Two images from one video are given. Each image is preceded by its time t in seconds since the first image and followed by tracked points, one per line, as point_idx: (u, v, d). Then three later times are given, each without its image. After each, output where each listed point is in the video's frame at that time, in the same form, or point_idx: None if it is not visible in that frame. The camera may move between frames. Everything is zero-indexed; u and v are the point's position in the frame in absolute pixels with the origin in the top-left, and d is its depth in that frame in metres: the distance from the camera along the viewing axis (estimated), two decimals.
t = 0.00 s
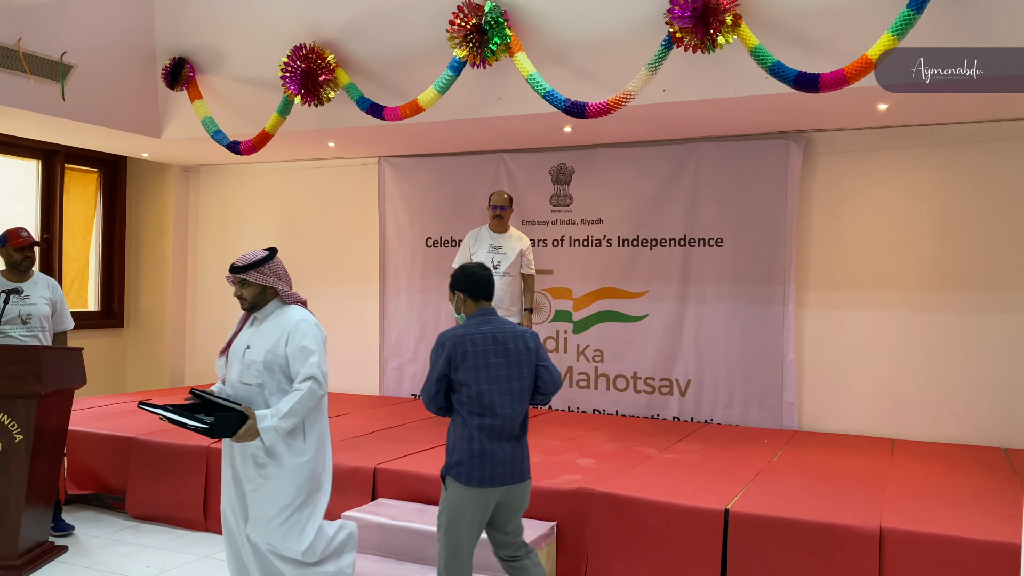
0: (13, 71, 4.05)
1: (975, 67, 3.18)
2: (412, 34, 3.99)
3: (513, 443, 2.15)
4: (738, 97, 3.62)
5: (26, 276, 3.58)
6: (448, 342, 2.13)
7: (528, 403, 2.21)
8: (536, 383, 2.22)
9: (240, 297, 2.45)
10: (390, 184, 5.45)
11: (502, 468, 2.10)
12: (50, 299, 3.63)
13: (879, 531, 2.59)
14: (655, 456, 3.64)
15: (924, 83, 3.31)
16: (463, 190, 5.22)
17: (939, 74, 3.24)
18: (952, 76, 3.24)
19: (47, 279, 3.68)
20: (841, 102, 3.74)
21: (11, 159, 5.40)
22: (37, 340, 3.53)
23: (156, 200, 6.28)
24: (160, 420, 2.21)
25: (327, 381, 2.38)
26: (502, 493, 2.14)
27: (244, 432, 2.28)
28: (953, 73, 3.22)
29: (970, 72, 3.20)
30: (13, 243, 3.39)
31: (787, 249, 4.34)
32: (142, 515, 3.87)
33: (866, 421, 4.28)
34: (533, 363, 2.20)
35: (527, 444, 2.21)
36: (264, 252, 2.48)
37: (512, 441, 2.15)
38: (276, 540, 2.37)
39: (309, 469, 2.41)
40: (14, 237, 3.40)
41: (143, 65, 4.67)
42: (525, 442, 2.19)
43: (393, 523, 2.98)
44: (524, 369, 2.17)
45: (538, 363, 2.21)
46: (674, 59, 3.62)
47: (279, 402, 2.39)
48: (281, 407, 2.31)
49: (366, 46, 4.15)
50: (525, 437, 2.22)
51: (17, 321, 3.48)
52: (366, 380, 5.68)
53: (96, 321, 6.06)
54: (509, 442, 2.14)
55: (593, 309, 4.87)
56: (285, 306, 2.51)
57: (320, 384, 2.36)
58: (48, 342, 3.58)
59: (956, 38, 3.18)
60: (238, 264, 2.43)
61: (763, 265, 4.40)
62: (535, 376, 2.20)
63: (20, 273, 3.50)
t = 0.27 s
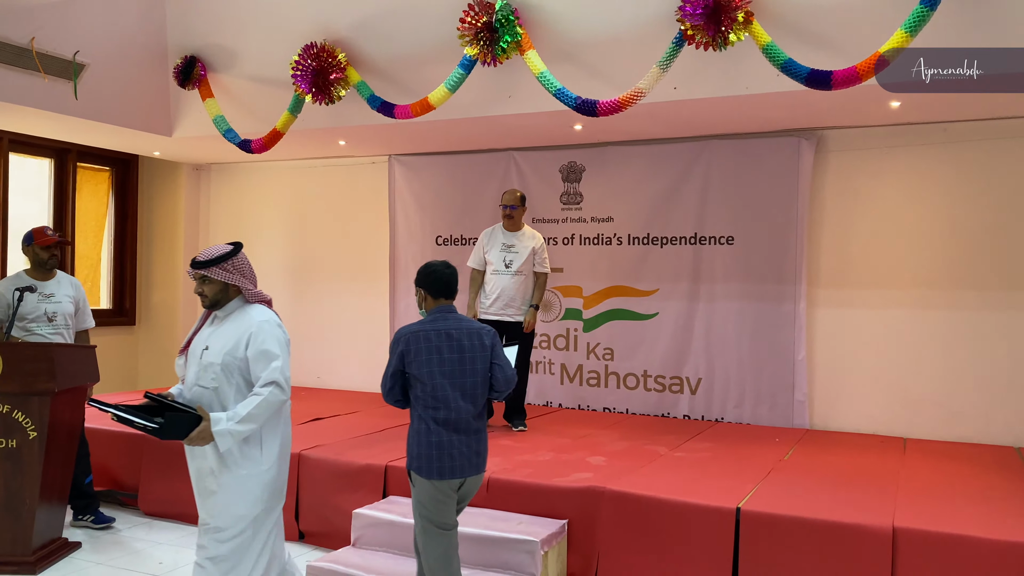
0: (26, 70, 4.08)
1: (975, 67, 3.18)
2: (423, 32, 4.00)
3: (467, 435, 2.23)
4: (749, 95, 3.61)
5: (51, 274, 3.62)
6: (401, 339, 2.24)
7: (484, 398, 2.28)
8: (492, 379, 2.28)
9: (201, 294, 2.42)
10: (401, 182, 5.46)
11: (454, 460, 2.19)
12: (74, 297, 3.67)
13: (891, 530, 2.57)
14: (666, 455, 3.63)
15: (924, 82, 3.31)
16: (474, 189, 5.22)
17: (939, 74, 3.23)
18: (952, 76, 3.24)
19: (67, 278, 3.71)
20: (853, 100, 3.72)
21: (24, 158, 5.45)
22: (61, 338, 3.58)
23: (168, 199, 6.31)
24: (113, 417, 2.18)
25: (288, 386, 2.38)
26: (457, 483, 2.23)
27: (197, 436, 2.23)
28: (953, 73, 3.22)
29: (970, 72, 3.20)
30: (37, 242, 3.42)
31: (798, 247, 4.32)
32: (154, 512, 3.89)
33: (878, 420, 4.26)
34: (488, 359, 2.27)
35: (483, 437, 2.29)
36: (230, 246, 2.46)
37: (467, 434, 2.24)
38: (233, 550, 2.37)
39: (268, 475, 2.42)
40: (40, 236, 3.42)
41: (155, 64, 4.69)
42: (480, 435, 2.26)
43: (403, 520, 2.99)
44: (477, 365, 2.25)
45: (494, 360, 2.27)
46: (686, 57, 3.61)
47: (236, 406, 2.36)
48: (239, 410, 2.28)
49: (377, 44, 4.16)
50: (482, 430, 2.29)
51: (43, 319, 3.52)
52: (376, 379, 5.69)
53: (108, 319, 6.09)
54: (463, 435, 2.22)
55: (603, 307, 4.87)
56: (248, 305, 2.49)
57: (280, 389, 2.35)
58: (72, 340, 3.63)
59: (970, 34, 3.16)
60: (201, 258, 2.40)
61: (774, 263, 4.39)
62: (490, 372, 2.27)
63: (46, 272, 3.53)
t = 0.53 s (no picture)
0: (36, 68, 4.07)
1: (975, 67, 3.19)
2: (434, 29, 3.99)
3: (417, 433, 2.25)
4: (762, 92, 3.58)
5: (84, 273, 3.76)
6: (365, 332, 2.29)
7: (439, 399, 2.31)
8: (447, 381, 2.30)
9: (144, 290, 2.20)
10: (409, 180, 5.44)
11: (400, 454, 2.21)
12: (108, 294, 3.82)
13: (908, 531, 2.55)
14: (677, 454, 3.62)
15: (924, 83, 3.36)
16: (482, 186, 5.21)
17: (938, 74, 3.27)
18: (952, 76, 3.27)
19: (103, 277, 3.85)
20: (866, 97, 3.70)
21: (32, 156, 5.45)
22: (101, 336, 3.71)
23: (176, 196, 6.31)
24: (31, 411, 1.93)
25: (231, 394, 2.10)
26: (406, 478, 2.25)
27: (123, 437, 1.96)
28: (953, 73, 3.25)
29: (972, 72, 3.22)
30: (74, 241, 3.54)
31: (810, 245, 4.30)
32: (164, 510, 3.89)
33: (889, 418, 4.24)
34: (446, 361, 2.29)
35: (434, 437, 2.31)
36: (176, 239, 2.25)
37: (418, 432, 2.26)
38: (170, 575, 2.09)
39: (212, 491, 2.14)
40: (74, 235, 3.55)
41: (163, 61, 4.69)
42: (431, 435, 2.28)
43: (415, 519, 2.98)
44: (433, 365, 2.27)
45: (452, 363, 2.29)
46: (697, 53, 3.59)
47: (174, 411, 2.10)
48: (171, 413, 2.01)
49: (387, 41, 4.15)
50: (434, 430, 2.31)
51: (84, 317, 3.66)
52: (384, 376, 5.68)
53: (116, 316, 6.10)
54: (412, 432, 2.24)
55: (612, 305, 4.85)
56: (195, 304, 2.24)
57: (222, 396, 2.08)
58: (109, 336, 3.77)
59: (986, 30, 3.13)
60: (144, 252, 2.19)
61: (785, 261, 4.36)
62: (446, 374, 2.29)
63: (81, 271, 3.66)
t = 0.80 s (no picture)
0: (42, 64, 4.06)
1: (975, 67, 3.22)
2: (441, 26, 3.98)
3: (375, 424, 2.29)
4: (772, 88, 3.55)
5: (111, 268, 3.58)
6: (330, 323, 2.35)
7: (400, 391, 2.33)
8: (409, 373, 2.32)
9: (65, 289, 1.94)
10: (415, 177, 5.43)
11: (353, 442, 2.26)
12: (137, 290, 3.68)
13: (921, 530, 2.54)
14: (686, 452, 3.60)
15: (925, 83, 3.38)
16: (489, 183, 5.19)
17: (938, 74, 3.30)
18: (952, 76, 3.30)
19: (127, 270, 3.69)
20: (876, 93, 3.68)
21: (37, 153, 5.45)
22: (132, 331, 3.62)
23: (180, 193, 6.30)
24: None
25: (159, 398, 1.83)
26: (358, 467, 2.29)
27: (34, 447, 1.71)
28: (953, 73, 3.27)
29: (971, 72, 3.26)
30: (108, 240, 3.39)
31: (818, 242, 4.28)
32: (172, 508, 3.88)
33: (898, 416, 4.23)
34: (406, 354, 2.31)
35: (395, 428, 2.34)
36: (102, 231, 1.99)
37: (374, 423, 2.29)
38: None
39: (151, 503, 1.87)
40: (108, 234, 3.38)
41: (169, 58, 4.67)
42: (390, 426, 2.31)
43: (425, 517, 2.98)
44: (393, 357, 2.29)
45: (413, 357, 2.31)
46: (707, 49, 3.57)
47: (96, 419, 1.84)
48: (88, 420, 1.76)
49: (394, 38, 4.14)
50: (396, 422, 2.34)
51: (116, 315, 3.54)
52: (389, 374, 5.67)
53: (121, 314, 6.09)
54: (370, 423, 2.28)
55: (619, 303, 4.84)
56: (121, 301, 1.97)
57: (148, 400, 1.81)
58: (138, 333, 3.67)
59: (998, 26, 3.11)
60: (64, 247, 1.95)
61: (793, 258, 4.35)
62: (406, 369, 2.31)
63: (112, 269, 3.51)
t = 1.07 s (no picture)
0: (43, 60, 4.05)
1: (974, 67, 3.23)
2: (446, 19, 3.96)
3: (331, 410, 2.56)
4: (777, 84, 3.55)
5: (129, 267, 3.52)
6: (288, 319, 2.65)
7: (354, 378, 2.59)
8: (359, 362, 2.57)
9: None
10: (417, 173, 5.42)
11: (309, 427, 2.55)
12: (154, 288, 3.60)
13: (927, 526, 2.53)
14: (690, 448, 3.60)
15: (925, 83, 3.41)
16: (491, 179, 5.18)
17: (939, 74, 3.32)
18: (952, 76, 3.32)
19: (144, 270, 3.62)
20: (881, 89, 3.67)
21: (38, 149, 5.44)
22: (150, 330, 3.52)
23: (181, 189, 6.29)
24: None
25: (67, 392, 1.76)
26: (316, 449, 2.57)
27: None
28: (953, 73, 3.29)
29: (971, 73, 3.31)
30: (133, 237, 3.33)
31: (822, 238, 4.27)
32: (174, 504, 3.88)
33: (900, 412, 4.23)
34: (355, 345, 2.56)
35: (354, 411, 2.60)
36: None
37: (327, 409, 2.56)
38: None
39: (43, 506, 1.77)
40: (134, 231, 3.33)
41: (171, 52, 4.66)
42: (345, 411, 2.57)
43: (430, 513, 2.97)
44: (342, 348, 2.55)
45: (363, 346, 2.56)
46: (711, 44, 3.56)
47: None
48: None
49: (397, 34, 4.13)
50: (353, 407, 2.60)
51: (137, 312, 3.45)
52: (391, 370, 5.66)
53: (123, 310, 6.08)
54: (325, 409, 2.56)
55: (622, 299, 4.83)
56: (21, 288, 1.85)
57: (54, 395, 1.73)
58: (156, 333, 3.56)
59: (1004, 20, 3.11)
60: None
61: (796, 253, 4.34)
62: (355, 357, 2.56)
63: (133, 266, 3.44)
